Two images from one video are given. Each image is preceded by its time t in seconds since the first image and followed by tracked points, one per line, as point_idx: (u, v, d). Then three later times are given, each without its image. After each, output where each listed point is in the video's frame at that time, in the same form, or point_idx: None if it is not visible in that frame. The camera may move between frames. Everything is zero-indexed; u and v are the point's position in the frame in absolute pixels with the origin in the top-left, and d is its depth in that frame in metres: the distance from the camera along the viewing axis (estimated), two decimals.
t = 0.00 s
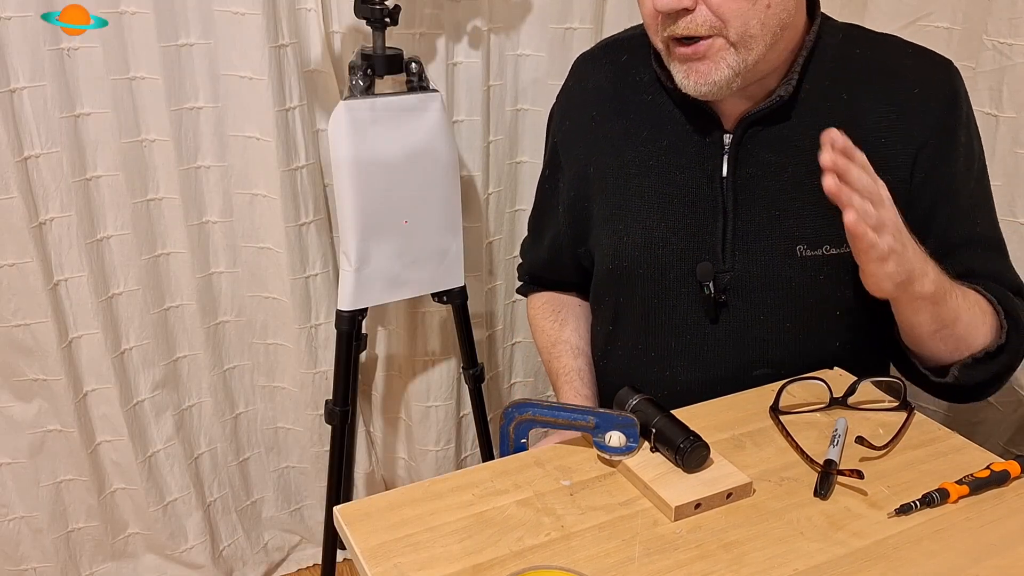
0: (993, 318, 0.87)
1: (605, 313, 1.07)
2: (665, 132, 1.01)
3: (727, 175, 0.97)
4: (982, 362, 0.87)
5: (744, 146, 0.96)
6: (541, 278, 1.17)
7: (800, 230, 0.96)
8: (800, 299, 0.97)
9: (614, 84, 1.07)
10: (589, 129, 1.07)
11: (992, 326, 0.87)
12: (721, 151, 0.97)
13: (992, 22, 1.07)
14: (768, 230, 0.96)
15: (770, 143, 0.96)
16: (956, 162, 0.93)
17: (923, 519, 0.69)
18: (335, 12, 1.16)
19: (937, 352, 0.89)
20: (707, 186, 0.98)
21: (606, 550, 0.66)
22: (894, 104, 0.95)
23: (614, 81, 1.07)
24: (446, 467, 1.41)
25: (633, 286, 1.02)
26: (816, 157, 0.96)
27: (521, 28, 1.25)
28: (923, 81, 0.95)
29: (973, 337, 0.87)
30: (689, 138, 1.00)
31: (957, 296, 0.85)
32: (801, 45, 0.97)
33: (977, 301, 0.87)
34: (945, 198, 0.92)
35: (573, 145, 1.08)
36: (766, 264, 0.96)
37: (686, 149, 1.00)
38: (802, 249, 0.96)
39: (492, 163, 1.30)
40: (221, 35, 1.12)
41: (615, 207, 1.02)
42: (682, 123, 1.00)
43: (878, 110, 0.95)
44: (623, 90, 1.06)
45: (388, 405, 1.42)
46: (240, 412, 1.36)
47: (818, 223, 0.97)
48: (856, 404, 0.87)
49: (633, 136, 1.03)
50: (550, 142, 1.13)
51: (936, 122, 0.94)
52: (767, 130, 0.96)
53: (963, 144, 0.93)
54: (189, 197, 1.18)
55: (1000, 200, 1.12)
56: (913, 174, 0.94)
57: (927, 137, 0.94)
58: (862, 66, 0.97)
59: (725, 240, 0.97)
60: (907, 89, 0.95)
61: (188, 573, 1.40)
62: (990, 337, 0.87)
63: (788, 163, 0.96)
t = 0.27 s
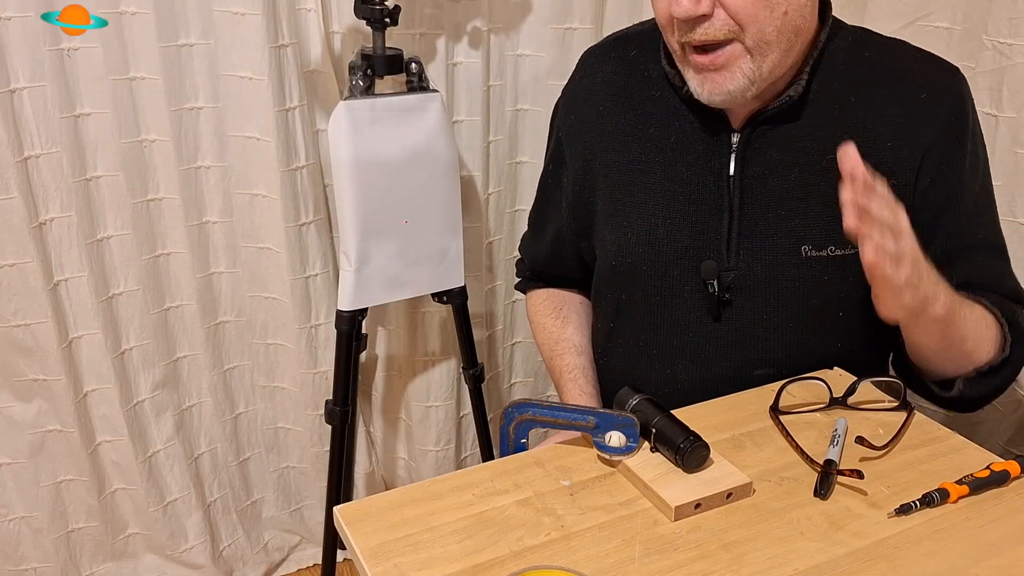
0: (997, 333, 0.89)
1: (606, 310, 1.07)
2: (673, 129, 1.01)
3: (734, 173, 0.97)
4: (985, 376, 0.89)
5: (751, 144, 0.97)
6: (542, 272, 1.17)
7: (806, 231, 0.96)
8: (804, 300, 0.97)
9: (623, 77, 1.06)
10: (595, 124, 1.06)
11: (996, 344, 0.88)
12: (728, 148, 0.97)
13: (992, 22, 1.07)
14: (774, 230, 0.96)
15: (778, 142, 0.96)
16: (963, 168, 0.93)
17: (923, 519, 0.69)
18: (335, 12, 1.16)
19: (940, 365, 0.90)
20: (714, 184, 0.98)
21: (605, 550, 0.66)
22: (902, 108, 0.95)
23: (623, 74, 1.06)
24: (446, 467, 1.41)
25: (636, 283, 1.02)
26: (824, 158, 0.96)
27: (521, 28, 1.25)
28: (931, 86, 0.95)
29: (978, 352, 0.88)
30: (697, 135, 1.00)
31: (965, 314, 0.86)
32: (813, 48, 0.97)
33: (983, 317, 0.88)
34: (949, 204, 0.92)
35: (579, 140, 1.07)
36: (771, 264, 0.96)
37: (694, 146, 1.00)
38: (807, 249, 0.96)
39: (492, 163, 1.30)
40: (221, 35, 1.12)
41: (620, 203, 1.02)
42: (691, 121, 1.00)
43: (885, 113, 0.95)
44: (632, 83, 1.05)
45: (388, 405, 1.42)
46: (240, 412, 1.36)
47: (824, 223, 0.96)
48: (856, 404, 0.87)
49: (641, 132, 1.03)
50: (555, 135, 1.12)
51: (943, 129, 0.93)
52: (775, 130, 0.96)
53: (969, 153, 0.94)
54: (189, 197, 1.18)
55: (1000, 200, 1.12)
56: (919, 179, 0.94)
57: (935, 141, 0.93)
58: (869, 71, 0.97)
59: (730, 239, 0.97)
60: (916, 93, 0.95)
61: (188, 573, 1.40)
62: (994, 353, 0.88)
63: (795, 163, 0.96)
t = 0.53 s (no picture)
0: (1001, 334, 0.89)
1: (607, 311, 1.07)
2: (673, 130, 1.01)
3: (734, 176, 0.97)
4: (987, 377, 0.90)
5: (752, 145, 0.97)
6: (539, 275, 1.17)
7: (807, 232, 0.96)
8: (806, 301, 0.97)
9: (623, 79, 1.06)
10: (595, 125, 1.06)
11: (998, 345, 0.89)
12: (728, 151, 0.97)
13: (992, 21, 1.07)
14: (774, 232, 0.96)
15: (779, 144, 0.97)
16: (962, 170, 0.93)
17: (923, 519, 0.69)
18: (336, 12, 1.16)
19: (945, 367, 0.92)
20: (714, 186, 0.98)
21: (606, 550, 0.66)
22: (904, 110, 0.95)
23: (623, 76, 1.06)
24: (446, 467, 1.41)
25: (637, 285, 1.02)
26: (824, 159, 0.96)
27: (521, 28, 1.25)
28: (932, 87, 0.95)
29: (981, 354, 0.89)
30: (698, 137, 1.00)
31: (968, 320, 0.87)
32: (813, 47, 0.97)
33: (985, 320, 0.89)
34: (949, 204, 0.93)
35: (579, 141, 1.07)
36: (772, 266, 0.96)
37: (694, 148, 1.00)
38: (808, 251, 0.96)
39: (492, 164, 1.30)
40: (221, 35, 1.12)
41: (621, 204, 1.02)
42: (691, 123, 1.00)
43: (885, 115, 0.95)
44: (632, 84, 1.05)
45: (388, 405, 1.42)
46: (240, 412, 1.36)
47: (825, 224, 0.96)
48: (856, 404, 0.87)
49: (641, 134, 1.03)
50: (553, 139, 1.13)
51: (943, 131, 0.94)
52: (775, 132, 0.96)
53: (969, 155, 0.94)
54: (189, 197, 1.18)
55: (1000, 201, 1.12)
56: (920, 179, 0.94)
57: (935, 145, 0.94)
58: (869, 71, 0.97)
59: (731, 241, 0.97)
60: (916, 95, 0.95)
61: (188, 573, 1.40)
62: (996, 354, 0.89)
63: (797, 165, 0.96)
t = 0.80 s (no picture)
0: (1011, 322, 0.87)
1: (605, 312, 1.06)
2: (669, 128, 1.01)
3: (728, 171, 0.97)
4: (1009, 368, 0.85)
5: (744, 142, 0.97)
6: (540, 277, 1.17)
7: (802, 226, 0.95)
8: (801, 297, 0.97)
9: (616, 81, 1.06)
10: (591, 124, 1.06)
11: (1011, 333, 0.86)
12: (722, 146, 0.98)
13: (992, 21, 1.07)
14: (769, 227, 0.96)
15: (773, 140, 0.96)
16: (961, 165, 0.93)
17: (923, 519, 0.69)
18: (335, 12, 1.16)
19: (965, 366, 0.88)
20: (708, 182, 0.98)
21: (606, 550, 0.66)
22: (899, 107, 0.95)
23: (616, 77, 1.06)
24: (446, 467, 1.41)
25: (633, 283, 1.02)
26: (816, 153, 0.96)
27: (521, 28, 1.25)
28: (926, 82, 0.96)
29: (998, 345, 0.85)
30: (692, 135, 1.00)
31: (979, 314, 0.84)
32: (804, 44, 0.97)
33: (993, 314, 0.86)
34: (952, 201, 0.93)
35: (574, 140, 1.07)
36: (767, 261, 0.96)
37: (688, 146, 1.00)
38: (802, 245, 0.96)
39: (492, 164, 1.30)
40: (221, 35, 1.12)
41: (617, 203, 1.02)
42: (685, 120, 1.00)
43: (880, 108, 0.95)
44: (624, 87, 1.05)
45: (388, 405, 1.42)
46: (240, 412, 1.36)
47: (821, 216, 0.95)
48: (856, 404, 0.87)
49: (635, 133, 1.03)
50: (550, 143, 1.12)
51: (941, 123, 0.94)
52: (769, 127, 0.96)
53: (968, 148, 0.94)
54: (189, 197, 1.18)
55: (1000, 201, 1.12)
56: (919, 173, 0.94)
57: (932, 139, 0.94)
58: (864, 67, 0.97)
59: (726, 237, 0.97)
60: (910, 90, 0.96)
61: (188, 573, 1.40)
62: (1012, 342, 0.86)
63: (791, 160, 0.96)
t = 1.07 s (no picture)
0: None
1: (602, 312, 1.06)
2: (660, 124, 1.01)
3: (719, 164, 0.97)
4: None
5: (734, 135, 0.97)
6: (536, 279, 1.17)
7: (795, 217, 0.96)
8: (796, 289, 0.96)
9: (606, 81, 1.06)
10: (584, 122, 1.06)
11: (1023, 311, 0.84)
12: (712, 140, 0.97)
13: (992, 21, 1.07)
14: (762, 220, 0.96)
15: (763, 133, 0.97)
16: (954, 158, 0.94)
17: (923, 519, 0.69)
18: (336, 12, 1.15)
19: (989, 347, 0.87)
20: (699, 176, 0.98)
21: (606, 550, 0.66)
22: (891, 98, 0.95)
23: (606, 78, 1.07)
24: (446, 467, 1.41)
25: (628, 280, 1.01)
26: (810, 142, 0.96)
27: (521, 28, 1.25)
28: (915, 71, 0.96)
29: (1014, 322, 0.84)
30: (684, 130, 0.99)
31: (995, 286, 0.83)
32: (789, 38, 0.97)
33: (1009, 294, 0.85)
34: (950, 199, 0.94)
35: (568, 139, 1.07)
36: (760, 253, 0.96)
37: (679, 141, 0.99)
38: (795, 235, 0.96)
39: (492, 163, 1.30)
40: (221, 35, 1.12)
41: (610, 200, 1.02)
42: (674, 116, 1.00)
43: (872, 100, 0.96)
44: (614, 87, 1.05)
45: (388, 405, 1.42)
46: (240, 412, 1.36)
47: (813, 208, 0.95)
48: (856, 404, 0.86)
49: (626, 131, 1.03)
50: (546, 145, 1.13)
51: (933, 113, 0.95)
52: (759, 120, 0.97)
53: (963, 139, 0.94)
54: (189, 197, 1.18)
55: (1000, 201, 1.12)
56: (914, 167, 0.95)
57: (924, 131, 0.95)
58: (853, 60, 0.98)
59: (718, 230, 0.97)
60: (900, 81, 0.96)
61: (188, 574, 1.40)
62: None
63: (782, 150, 0.96)
